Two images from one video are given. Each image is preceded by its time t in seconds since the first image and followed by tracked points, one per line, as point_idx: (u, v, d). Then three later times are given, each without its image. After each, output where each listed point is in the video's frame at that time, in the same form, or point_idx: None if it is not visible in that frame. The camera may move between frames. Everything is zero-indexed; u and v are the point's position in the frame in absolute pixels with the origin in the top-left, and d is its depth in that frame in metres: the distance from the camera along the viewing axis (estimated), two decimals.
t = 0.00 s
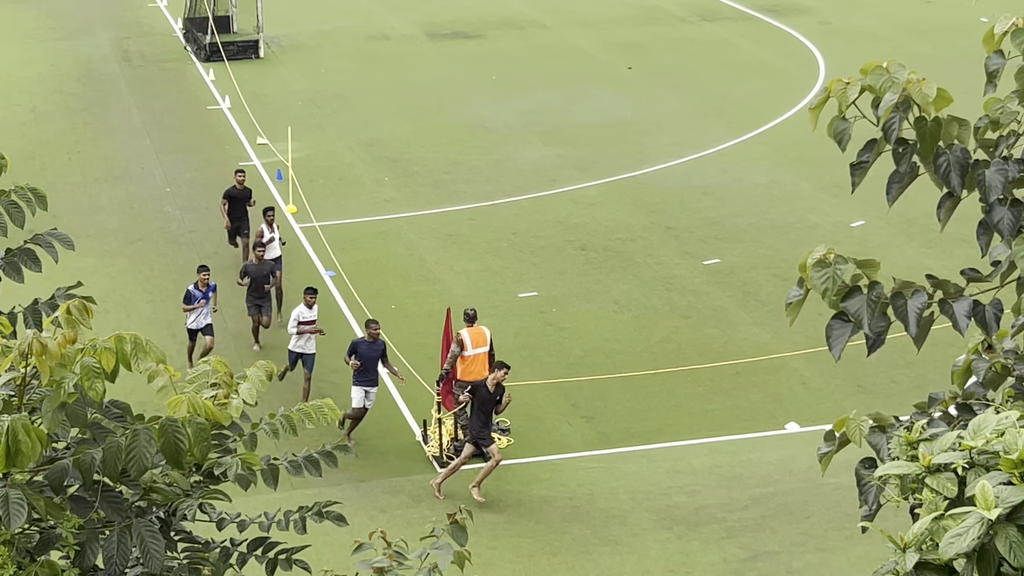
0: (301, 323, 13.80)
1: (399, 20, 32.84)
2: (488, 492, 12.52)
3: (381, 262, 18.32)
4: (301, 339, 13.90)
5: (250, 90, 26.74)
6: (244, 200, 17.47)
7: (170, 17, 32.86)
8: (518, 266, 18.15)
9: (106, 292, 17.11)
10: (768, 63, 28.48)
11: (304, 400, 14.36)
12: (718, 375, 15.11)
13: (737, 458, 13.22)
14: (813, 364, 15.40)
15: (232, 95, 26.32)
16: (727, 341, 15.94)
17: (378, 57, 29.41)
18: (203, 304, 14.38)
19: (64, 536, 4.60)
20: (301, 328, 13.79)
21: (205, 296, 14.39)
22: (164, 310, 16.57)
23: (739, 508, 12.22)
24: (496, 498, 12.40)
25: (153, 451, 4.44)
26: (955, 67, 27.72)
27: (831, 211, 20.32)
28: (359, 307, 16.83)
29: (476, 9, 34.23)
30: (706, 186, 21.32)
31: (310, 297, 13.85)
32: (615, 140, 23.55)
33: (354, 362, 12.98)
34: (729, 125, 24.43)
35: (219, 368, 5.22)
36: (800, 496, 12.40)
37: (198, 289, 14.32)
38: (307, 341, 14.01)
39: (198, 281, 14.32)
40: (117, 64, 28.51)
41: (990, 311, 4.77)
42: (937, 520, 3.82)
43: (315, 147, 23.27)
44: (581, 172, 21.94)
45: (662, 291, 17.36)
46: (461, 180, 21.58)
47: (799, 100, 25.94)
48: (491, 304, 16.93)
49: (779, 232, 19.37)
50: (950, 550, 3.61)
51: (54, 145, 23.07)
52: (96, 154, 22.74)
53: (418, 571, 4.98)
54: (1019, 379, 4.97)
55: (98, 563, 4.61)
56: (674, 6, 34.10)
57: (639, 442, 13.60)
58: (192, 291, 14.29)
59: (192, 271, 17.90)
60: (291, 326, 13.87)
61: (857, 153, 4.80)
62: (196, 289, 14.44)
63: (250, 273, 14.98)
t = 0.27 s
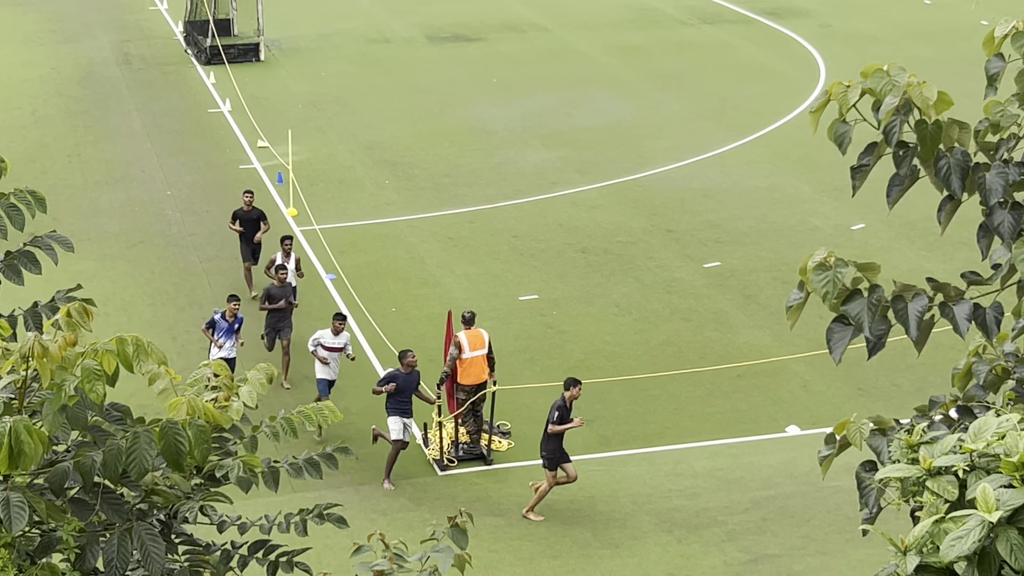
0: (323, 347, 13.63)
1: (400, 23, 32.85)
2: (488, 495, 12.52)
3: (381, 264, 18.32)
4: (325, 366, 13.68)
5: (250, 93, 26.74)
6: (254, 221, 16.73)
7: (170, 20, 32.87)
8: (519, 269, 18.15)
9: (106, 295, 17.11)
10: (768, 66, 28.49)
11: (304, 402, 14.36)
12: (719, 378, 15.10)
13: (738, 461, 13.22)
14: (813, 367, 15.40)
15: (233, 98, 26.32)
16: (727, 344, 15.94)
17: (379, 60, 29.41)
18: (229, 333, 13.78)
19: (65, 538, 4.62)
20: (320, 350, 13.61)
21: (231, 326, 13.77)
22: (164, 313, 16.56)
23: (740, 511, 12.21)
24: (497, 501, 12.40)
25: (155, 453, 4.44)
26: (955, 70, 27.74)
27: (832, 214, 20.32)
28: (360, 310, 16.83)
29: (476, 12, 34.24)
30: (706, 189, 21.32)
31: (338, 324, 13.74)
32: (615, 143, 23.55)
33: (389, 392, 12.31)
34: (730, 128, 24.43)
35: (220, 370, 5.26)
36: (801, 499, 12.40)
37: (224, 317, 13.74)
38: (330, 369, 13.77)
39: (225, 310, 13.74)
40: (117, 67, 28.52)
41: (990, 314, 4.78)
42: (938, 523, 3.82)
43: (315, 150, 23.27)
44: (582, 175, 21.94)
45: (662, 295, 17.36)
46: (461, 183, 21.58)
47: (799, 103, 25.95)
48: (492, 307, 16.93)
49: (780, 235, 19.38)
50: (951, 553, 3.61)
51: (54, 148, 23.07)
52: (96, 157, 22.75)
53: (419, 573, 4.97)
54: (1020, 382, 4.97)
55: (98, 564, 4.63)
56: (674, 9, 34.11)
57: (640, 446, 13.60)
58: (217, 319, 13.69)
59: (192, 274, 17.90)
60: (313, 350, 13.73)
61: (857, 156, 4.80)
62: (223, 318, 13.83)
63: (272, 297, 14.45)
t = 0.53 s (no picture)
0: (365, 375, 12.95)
1: (400, 26, 32.86)
2: (488, 498, 12.52)
3: (382, 267, 18.32)
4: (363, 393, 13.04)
5: (250, 95, 26.74)
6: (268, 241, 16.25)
7: (171, 23, 32.89)
8: (519, 272, 18.15)
9: (107, 297, 17.11)
10: (768, 68, 28.49)
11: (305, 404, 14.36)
12: (719, 381, 15.10)
13: (738, 464, 13.22)
14: (814, 369, 15.40)
15: (233, 101, 26.33)
16: (728, 347, 15.94)
17: (379, 63, 29.41)
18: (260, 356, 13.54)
19: (65, 540, 4.61)
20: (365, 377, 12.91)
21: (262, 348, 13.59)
22: (164, 315, 16.57)
23: (740, 514, 12.21)
24: (497, 504, 12.40)
25: (155, 455, 4.43)
26: (956, 72, 27.73)
27: (833, 216, 20.32)
28: (360, 313, 16.83)
29: (476, 14, 34.25)
30: (707, 191, 21.32)
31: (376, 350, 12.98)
32: (615, 145, 23.54)
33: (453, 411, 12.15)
34: (730, 131, 24.43)
35: (220, 372, 5.25)
36: (801, 502, 12.40)
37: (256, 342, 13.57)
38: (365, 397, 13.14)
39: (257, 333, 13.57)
40: (118, 70, 28.53)
41: (990, 317, 4.78)
42: (938, 525, 3.82)
43: (316, 152, 23.27)
44: (582, 177, 21.94)
45: (662, 297, 17.36)
46: (462, 186, 21.57)
47: (800, 105, 25.94)
48: (492, 310, 16.93)
49: (780, 238, 19.38)
50: (951, 555, 3.61)
51: (55, 151, 23.08)
52: (96, 160, 22.75)
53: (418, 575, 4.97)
54: (1019, 385, 4.98)
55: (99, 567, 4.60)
56: (674, 12, 34.12)
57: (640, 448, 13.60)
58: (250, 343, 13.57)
59: (192, 276, 17.90)
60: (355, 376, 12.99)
61: (857, 158, 4.80)
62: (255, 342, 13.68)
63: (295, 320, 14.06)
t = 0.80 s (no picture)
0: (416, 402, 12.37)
1: (400, 27, 32.85)
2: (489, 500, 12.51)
3: (382, 269, 18.31)
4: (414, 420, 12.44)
5: (250, 97, 26.73)
6: (279, 264, 15.56)
7: (171, 24, 32.88)
8: (520, 274, 18.13)
9: (106, 299, 17.10)
10: (768, 70, 28.48)
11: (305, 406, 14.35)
12: (720, 382, 15.09)
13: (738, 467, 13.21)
14: (814, 371, 15.39)
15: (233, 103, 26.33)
16: (728, 349, 15.93)
17: (379, 64, 29.39)
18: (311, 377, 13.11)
19: (65, 543, 4.58)
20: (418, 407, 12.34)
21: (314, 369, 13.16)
22: (164, 317, 16.56)
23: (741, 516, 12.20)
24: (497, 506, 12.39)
25: (153, 457, 4.41)
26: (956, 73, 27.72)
27: (833, 218, 20.31)
28: (360, 314, 16.82)
29: (477, 16, 34.23)
30: (707, 193, 21.31)
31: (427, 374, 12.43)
32: (615, 147, 23.53)
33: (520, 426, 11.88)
34: (730, 132, 24.42)
35: (219, 374, 5.25)
36: (802, 504, 12.40)
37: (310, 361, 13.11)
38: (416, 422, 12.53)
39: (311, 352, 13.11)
40: (118, 71, 28.52)
41: (991, 318, 4.76)
42: (938, 528, 3.81)
43: (316, 154, 23.27)
44: (582, 179, 21.93)
45: (663, 299, 17.35)
46: (462, 188, 21.56)
47: (800, 106, 25.94)
48: (493, 312, 16.92)
49: (781, 239, 19.37)
50: (952, 557, 3.60)
51: (54, 153, 23.07)
52: (96, 161, 22.75)
53: None
54: (1020, 387, 4.97)
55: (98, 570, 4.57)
56: (674, 13, 34.11)
57: (640, 450, 13.59)
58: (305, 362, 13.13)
59: (191, 278, 17.89)
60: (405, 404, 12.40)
61: (859, 160, 4.79)
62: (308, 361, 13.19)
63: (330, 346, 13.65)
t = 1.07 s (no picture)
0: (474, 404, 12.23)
1: (400, 28, 32.84)
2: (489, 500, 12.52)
3: (382, 269, 18.32)
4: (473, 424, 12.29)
5: (250, 97, 26.73)
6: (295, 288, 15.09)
7: (171, 25, 32.87)
8: (520, 274, 18.13)
9: (106, 300, 17.10)
10: (768, 70, 28.47)
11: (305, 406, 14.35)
12: (720, 383, 15.09)
13: (738, 467, 13.20)
14: (815, 372, 15.39)
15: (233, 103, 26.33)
16: (728, 349, 15.93)
17: (379, 65, 29.39)
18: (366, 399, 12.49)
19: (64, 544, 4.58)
20: (472, 411, 12.19)
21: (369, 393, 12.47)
22: (164, 318, 16.56)
23: (741, 516, 12.20)
24: (497, 506, 12.40)
25: (152, 459, 4.42)
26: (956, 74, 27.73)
27: (834, 218, 20.30)
28: (360, 314, 16.82)
29: (477, 16, 34.22)
30: (707, 194, 21.30)
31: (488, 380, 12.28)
32: (615, 147, 23.52)
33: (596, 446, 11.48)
34: (730, 133, 24.41)
35: (219, 375, 5.27)
36: (802, 505, 12.40)
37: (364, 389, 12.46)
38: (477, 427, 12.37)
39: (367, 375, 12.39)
40: (117, 72, 28.52)
41: (991, 319, 4.76)
42: (939, 529, 3.80)
43: (316, 154, 23.27)
44: (583, 179, 21.93)
45: (663, 299, 17.35)
46: (462, 188, 21.56)
47: (800, 107, 25.93)
48: (493, 312, 16.91)
49: (781, 240, 19.37)
50: (952, 558, 3.59)
51: (54, 153, 23.06)
52: (95, 162, 22.75)
53: None
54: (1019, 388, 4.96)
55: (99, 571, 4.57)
56: (674, 14, 34.09)
57: (640, 451, 13.59)
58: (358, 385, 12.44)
59: (191, 279, 17.89)
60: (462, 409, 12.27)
61: (860, 159, 4.78)
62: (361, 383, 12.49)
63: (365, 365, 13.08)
